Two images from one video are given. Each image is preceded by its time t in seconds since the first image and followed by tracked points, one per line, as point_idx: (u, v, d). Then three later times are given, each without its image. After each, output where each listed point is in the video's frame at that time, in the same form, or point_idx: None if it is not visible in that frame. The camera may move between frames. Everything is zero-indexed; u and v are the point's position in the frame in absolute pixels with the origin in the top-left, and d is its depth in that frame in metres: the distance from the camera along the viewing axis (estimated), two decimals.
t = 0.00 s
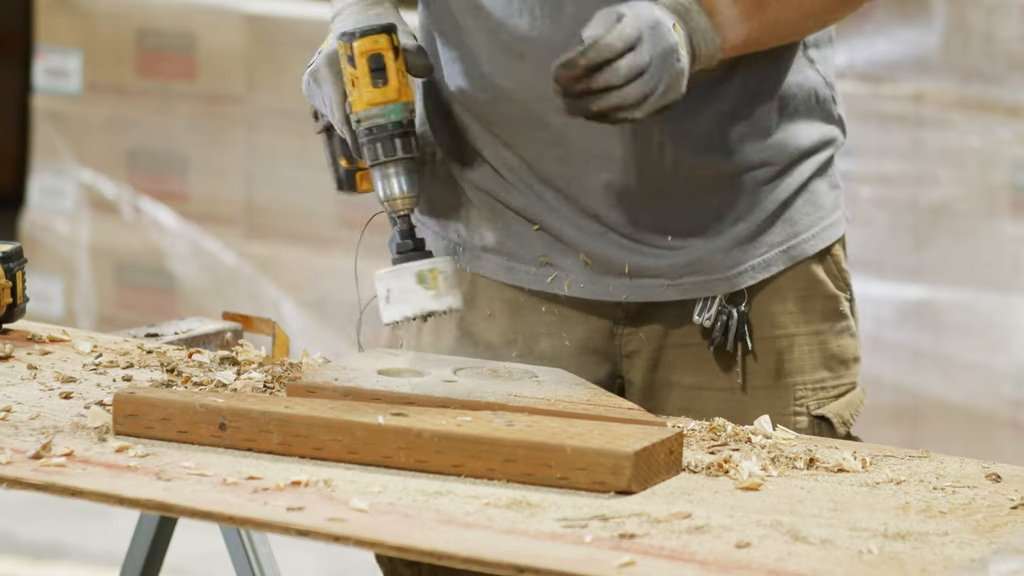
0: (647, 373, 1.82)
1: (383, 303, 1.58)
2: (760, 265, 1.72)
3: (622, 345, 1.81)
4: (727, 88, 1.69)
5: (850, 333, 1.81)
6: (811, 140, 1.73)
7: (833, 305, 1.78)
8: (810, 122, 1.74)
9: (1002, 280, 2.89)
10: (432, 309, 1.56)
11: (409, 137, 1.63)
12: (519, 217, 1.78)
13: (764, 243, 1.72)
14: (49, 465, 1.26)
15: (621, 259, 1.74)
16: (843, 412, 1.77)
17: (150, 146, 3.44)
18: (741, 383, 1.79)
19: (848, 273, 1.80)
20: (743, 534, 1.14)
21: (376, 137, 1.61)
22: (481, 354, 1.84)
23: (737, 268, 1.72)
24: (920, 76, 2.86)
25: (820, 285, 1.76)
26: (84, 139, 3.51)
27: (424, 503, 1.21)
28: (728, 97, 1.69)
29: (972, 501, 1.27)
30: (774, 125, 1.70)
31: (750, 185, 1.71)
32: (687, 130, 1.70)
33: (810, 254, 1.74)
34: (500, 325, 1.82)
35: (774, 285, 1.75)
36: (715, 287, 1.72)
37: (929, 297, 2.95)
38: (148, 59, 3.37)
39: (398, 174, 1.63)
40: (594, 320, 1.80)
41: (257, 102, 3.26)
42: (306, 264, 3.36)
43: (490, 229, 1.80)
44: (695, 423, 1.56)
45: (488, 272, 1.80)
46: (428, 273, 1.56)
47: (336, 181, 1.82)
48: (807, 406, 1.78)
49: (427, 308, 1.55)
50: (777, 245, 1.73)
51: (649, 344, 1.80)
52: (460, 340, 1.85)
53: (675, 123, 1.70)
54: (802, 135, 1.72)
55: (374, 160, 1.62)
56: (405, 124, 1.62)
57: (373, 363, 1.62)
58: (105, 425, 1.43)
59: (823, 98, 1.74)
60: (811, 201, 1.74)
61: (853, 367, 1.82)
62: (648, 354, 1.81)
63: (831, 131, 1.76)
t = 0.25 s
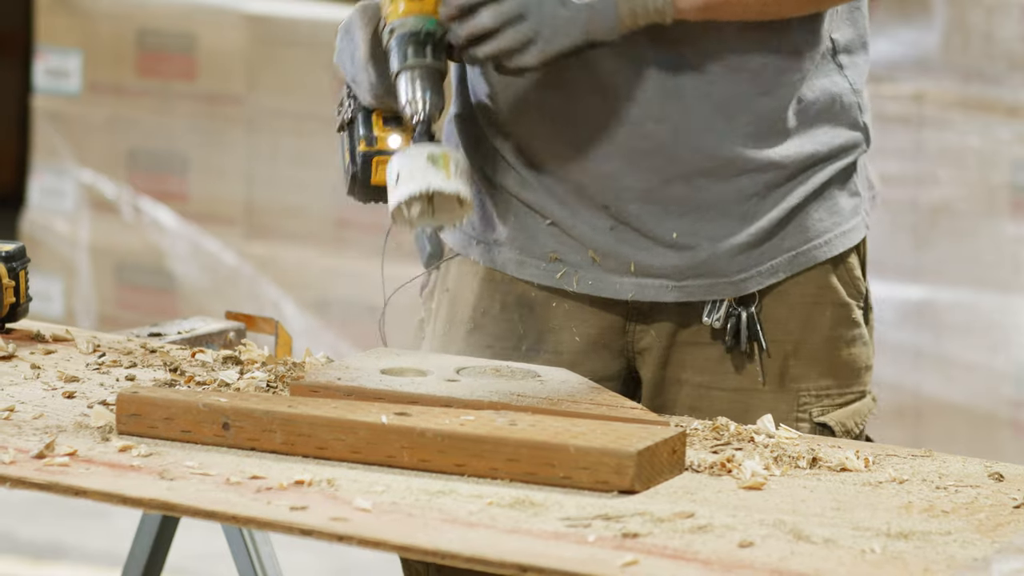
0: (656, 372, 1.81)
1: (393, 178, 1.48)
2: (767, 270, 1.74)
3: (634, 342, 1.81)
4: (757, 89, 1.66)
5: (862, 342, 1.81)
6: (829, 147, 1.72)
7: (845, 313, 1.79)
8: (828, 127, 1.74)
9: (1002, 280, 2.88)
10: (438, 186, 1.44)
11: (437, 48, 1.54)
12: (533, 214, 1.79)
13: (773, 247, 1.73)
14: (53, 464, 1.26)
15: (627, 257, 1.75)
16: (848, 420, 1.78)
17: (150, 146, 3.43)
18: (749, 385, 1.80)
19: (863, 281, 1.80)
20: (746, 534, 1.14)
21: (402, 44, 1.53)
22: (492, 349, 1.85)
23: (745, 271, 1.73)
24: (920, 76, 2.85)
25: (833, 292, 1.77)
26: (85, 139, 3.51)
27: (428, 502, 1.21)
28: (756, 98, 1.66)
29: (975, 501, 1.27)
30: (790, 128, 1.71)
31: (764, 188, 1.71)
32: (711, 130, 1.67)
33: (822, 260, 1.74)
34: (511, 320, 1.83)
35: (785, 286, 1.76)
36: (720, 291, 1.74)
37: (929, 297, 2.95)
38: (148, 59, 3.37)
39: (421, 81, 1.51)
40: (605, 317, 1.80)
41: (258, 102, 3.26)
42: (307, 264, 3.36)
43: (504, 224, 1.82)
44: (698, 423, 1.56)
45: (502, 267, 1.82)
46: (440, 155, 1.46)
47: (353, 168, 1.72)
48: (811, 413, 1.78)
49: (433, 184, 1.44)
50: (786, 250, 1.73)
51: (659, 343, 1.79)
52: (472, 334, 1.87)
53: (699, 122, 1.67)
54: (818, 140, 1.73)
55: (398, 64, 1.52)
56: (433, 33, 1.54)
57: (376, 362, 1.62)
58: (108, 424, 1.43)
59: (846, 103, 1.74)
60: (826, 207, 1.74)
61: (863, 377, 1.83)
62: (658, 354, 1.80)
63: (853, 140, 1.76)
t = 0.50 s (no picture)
0: (653, 369, 1.83)
1: (360, 119, 1.35)
2: (757, 270, 1.72)
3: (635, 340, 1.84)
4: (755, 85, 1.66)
5: (855, 353, 1.79)
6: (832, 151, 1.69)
7: (837, 321, 1.77)
8: (835, 130, 1.69)
9: (1001, 281, 2.83)
10: (397, 143, 1.33)
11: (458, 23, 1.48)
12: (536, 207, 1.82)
13: (764, 248, 1.71)
14: (52, 464, 1.27)
15: (618, 253, 1.75)
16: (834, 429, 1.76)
17: (150, 146, 3.41)
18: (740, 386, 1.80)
19: (857, 291, 1.78)
20: (746, 534, 1.14)
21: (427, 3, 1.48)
22: (496, 344, 1.88)
23: (734, 270, 1.72)
24: (920, 75, 2.79)
25: (826, 299, 1.75)
26: (84, 139, 3.50)
27: (428, 502, 1.21)
28: (754, 94, 1.66)
29: (975, 501, 1.27)
30: (792, 128, 1.67)
31: (760, 189, 1.69)
32: (707, 124, 1.68)
33: (816, 267, 1.72)
34: (516, 315, 1.86)
35: (780, 289, 1.75)
36: (708, 291, 1.73)
37: (929, 296, 2.91)
38: (147, 59, 3.35)
39: (425, 45, 1.44)
40: (605, 316, 1.82)
41: (258, 102, 3.25)
42: (306, 264, 3.36)
43: (506, 217, 1.83)
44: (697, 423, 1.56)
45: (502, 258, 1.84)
46: (414, 116, 1.36)
47: (336, 120, 1.72)
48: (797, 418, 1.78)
49: (393, 138, 1.33)
50: (779, 254, 1.72)
51: (655, 343, 1.81)
52: (477, 328, 1.90)
53: (694, 115, 1.68)
54: (821, 142, 1.69)
55: (414, 19, 1.47)
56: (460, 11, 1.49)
57: (376, 362, 1.62)
58: (108, 425, 1.43)
59: (854, 108, 1.69)
60: (823, 211, 1.71)
61: (858, 387, 1.81)
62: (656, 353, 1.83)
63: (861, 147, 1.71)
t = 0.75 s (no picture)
0: (668, 367, 1.85)
1: (331, 146, 1.43)
2: (770, 270, 1.71)
3: (651, 339, 1.85)
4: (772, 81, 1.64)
5: (869, 356, 1.79)
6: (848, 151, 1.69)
7: (851, 324, 1.77)
8: (852, 129, 1.68)
9: (1002, 280, 2.83)
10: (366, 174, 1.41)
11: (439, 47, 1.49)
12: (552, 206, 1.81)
13: (778, 248, 1.70)
14: (53, 464, 1.27)
15: (631, 251, 1.74)
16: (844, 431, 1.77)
17: (150, 147, 3.41)
18: (754, 387, 1.79)
19: (871, 294, 1.77)
20: (746, 534, 1.14)
21: (408, 25, 1.49)
22: (509, 341, 1.88)
23: (747, 269, 1.71)
24: (920, 76, 2.79)
25: (840, 301, 1.75)
26: (85, 139, 3.50)
27: (428, 503, 1.21)
28: (772, 91, 1.64)
29: (975, 501, 1.27)
30: (811, 126, 1.66)
31: (774, 188, 1.68)
32: (723, 121, 1.66)
33: (829, 268, 1.71)
34: (529, 311, 1.86)
35: (794, 289, 1.75)
36: (721, 289, 1.72)
37: (930, 297, 2.91)
38: (147, 59, 3.35)
39: (402, 68, 1.45)
40: (620, 315, 1.83)
41: (258, 102, 3.25)
42: (307, 264, 3.36)
43: (521, 215, 1.83)
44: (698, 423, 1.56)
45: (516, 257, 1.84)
46: (384, 145, 1.43)
47: (320, 117, 1.75)
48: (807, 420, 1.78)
49: (362, 168, 1.40)
50: (793, 254, 1.71)
51: (670, 342, 1.83)
52: (492, 325, 1.91)
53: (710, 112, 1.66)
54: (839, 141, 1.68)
55: (394, 41, 1.47)
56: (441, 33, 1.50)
57: (376, 363, 1.62)
58: (109, 425, 1.43)
59: (872, 107, 1.68)
60: (838, 213, 1.70)
61: (871, 391, 1.80)
62: (670, 351, 1.84)
63: (878, 147, 1.70)
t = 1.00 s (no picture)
0: (671, 367, 1.85)
1: (379, 150, 1.48)
2: (772, 270, 1.71)
3: (656, 339, 1.85)
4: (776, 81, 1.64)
5: (871, 358, 1.78)
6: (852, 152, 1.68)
7: (854, 325, 1.76)
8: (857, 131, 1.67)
9: (1002, 280, 2.83)
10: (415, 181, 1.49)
11: (472, 53, 1.58)
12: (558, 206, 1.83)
13: (781, 249, 1.70)
14: (53, 464, 1.27)
15: (634, 250, 1.75)
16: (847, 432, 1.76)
17: (150, 147, 3.41)
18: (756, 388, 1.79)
19: (874, 295, 1.77)
20: (746, 534, 1.14)
21: (444, 30, 1.56)
22: (513, 340, 1.88)
23: (749, 269, 1.71)
24: (920, 76, 2.79)
25: (843, 302, 1.74)
26: (85, 139, 3.50)
27: (428, 503, 1.21)
28: (777, 91, 1.63)
29: (975, 502, 1.27)
30: (815, 127, 1.65)
31: (778, 189, 1.67)
32: (727, 121, 1.66)
33: (832, 270, 1.71)
34: (534, 310, 1.86)
35: (798, 290, 1.74)
36: (724, 289, 1.72)
37: (930, 297, 2.91)
38: (147, 59, 3.35)
39: (435, 72, 1.54)
40: (624, 315, 1.83)
41: (259, 102, 3.25)
42: (307, 264, 3.36)
43: (527, 215, 1.84)
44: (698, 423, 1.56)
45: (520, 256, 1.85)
46: (430, 153, 1.52)
47: (303, 96, 1.73)
48: (809, 421, 1.78)
49: (411, 175, 1.48)
50: (796, 255, 1.71)
51: (674, 342, 1.82)
52: (496, 323, 1.90)
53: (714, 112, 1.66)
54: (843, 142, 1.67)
55: (429, 47, 1.55)
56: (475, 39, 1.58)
57: (376, 363, 1.62)
58: (109, 425, 1.43)
59: (877, 108, 1.67)
60: (841, 214, 1.70)
61: (874, 392, 1.80)
62: (673, 351, 1.84)
63: (882, 149, 1.69)
